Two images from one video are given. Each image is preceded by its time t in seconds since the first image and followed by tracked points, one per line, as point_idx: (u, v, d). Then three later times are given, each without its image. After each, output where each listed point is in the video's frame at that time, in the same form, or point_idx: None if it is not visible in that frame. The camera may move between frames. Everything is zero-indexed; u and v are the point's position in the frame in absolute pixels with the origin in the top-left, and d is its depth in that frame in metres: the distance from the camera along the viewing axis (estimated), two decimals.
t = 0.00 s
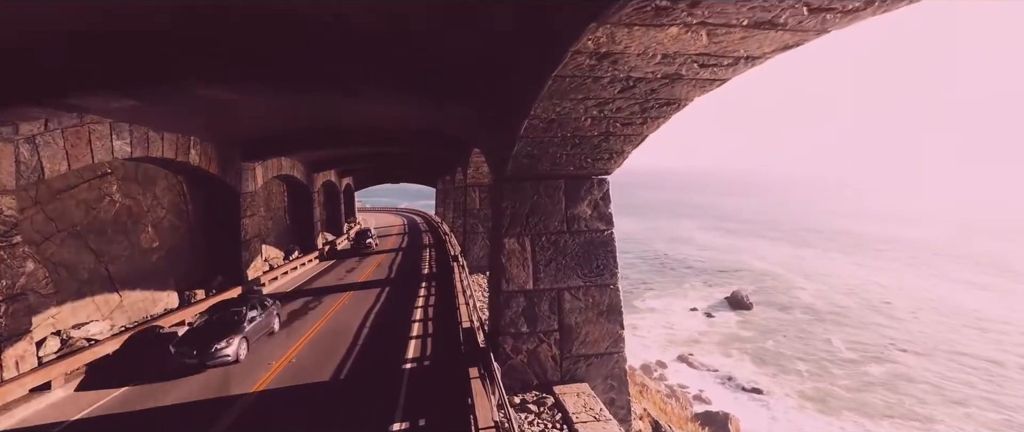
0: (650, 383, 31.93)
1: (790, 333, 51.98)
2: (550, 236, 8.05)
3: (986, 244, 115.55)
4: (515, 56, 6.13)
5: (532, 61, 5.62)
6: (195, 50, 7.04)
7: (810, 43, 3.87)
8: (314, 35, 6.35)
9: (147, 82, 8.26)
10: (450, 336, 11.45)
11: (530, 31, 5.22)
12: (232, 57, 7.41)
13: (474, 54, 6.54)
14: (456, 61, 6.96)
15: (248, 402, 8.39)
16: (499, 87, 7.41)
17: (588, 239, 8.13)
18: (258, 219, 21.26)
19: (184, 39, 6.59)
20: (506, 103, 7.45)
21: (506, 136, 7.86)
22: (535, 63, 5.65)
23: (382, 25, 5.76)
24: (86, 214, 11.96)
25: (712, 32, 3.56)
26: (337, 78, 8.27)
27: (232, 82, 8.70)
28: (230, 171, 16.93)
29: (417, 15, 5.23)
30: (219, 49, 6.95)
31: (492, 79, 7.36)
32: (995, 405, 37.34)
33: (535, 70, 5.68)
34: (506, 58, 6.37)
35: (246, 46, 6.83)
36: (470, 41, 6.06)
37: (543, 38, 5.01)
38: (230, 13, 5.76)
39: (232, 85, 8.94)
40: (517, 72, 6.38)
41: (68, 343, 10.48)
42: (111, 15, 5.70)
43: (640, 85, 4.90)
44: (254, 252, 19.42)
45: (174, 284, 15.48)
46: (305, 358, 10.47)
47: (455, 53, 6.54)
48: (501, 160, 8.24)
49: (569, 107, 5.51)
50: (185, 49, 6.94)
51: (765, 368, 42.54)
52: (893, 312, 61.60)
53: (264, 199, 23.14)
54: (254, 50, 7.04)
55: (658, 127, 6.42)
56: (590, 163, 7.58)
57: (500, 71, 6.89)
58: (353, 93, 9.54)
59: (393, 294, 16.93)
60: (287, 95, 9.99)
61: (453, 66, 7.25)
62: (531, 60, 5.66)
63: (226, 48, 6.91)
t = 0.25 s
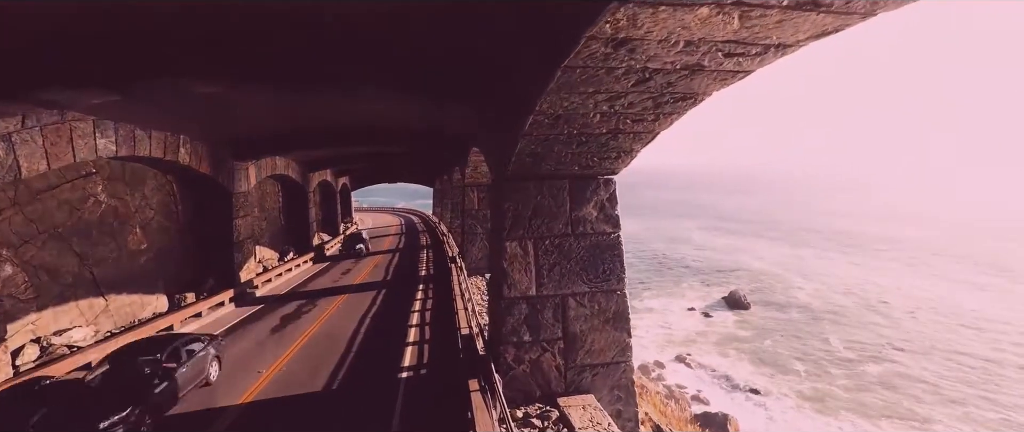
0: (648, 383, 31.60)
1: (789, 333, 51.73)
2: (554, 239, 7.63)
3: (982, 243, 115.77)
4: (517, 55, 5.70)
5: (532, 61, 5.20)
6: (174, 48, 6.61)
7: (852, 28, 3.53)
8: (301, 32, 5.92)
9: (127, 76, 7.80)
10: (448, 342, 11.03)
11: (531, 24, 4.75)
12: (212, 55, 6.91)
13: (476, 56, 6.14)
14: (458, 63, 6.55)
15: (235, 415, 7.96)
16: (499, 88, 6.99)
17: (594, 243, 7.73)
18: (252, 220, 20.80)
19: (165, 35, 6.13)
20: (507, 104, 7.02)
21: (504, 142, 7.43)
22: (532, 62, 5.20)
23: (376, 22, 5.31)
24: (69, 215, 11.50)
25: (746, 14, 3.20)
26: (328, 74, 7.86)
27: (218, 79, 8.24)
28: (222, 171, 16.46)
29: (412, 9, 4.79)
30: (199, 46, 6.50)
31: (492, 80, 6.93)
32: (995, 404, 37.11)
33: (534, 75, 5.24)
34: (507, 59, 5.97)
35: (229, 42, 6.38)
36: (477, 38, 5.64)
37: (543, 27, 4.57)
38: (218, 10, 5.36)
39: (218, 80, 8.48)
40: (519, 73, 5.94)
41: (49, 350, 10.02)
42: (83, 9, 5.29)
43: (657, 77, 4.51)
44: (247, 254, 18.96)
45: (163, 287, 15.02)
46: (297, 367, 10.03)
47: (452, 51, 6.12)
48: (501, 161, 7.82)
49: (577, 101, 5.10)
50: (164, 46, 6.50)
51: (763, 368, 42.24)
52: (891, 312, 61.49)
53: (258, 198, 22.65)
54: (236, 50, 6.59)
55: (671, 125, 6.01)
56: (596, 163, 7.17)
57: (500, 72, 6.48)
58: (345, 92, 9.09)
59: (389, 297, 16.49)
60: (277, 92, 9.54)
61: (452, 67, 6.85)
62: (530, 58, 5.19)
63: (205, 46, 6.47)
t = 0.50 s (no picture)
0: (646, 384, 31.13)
1: (788, 332, 51.39)
2: (561, 245, 7.12)
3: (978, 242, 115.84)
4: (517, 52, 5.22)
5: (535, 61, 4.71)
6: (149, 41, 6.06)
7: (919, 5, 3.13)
8: (285, 28, 5.41)
9: (101, 69, 7.24)
10: (446, 352, 10.51)
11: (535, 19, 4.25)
12: (191, 49, 6.38)
13: (471, 55, 5.63)
14: (453, 61, 6.05)
15: None
16: (501, 85, 6.50)
17: (604, 248, 7.23)
18: (243, 222, 20.22)
19: (140, 29, 5.63)
20: (508, 103, 6.52)
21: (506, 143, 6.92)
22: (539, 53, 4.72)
23: (364, 19, 4.81)
24: (47, 218, 10.92)
25: None
26: (316, 71, 7.32)
27: (199, 73, 7.69)
28: (212, 172, 15.90)
29: (405, 3, 4.29)
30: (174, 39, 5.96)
31: (492, 77, 6.43)
32: (996, 403, 36.79)
33: (538, 76, 4.74)
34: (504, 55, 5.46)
35: (208, 36, 5.84)
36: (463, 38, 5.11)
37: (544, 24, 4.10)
38: (201, 3, 4.84)
39: (201, 76, 7.93)
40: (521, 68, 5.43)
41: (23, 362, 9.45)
42: None
43: (686, 63, 4.03)
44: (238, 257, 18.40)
45: (150, 292, 14.44)
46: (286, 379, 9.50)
47: (451, 51, 5.61)
48: (503, 164, 7.33)
49: (592, 93, 4.60)
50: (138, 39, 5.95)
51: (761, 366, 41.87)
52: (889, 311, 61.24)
53: (250, 200, 22.06)
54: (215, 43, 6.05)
55: (691, 121, 5.53)
56: (606, 163, 6.68)
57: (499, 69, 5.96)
58: (337, 89, 8.56)
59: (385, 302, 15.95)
60: (264, 89, 8.99)
61: (447, 66, 6.34)
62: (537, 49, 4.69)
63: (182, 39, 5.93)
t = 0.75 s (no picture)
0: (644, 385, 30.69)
1: (787, 332, 51.09)
2: (569, 250, 6.64)
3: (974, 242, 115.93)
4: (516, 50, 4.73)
5: (538, 58, 4.28)
6: (123, 31, 5.56)
7: None
8: (272, 18, 4.94)
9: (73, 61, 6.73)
10: (445, 362, 10.02)
11: (521, 17, 3.76)
12: (170, 41, 5.87)
13: (472, 52, 5.16)
14: (454, 59, 5.58)
15: None
16: (503, 84, 6.02)
17: (614, 255, 6.77)
18: (235, 223, 19.66)
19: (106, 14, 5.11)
20: (513, 101, 6.06)
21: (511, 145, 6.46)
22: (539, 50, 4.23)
23: (355, 11, 4.35)
24: (24, 219, 10.37)
25: None
26: (303, 67, 6.83)
27: (181, 68, 7.17)
28: (202, 172, 15.36)
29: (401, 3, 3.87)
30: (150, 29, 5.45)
31: (493, 76, 5.94)
32: (996, 403, 36.46)
33: (545, 73, 4.28)
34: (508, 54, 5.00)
35: (190, 28, 5.39)
36: (465, 37, 4.65)
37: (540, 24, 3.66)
38: None
39: (185, 71, 7.42)
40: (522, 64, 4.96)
41: None
42: None
43: (722, 45, 3.60)
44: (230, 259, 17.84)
45: (136, 296, 13.88)
46: (277, 391, 9.03)
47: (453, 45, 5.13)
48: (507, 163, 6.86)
49: (610, 86, 4.14)
50: (110, 29, 5.45)
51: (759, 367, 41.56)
52: (887, 310, 61.05)
53: (242, 200, 21.50)
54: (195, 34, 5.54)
55: (714, 118, 5.08)
56: (618, 164, 6.22)
57: (500, 67, 5.49)
58: (329, 87, 8.07)
59: (381, 306, 15.44)
60: (253, 86, 8.49)
61: (445, 64, 5.86)
62: (537, 43, 4.21)
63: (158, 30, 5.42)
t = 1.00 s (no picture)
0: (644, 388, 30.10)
1: (787, 332, 50.65)
2: (582, 259, 6.06)
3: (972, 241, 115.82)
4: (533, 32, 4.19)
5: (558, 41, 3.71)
6: (82, 17, 4.97)
7: None
8: None
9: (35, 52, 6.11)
10: (445, 376, 9.43)
11: None
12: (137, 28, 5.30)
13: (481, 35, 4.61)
14: (459, 45, 5.02)
15: None
16: (512, 77, 5.46)
17: (631, 264, 6.19)
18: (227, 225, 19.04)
19: None
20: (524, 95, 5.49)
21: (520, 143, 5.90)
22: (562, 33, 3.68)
23: None
24: None
25: None
26: (289, 59, 6.23)
27: (157, 60, 6.58)
28: (190, 172, 14.71)
29: None
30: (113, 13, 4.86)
31: (503, 65, 5.39)
32: (995, 401, 35.97)
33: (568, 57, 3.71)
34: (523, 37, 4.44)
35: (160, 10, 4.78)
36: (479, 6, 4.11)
37: None
38: None
39: (161, 64, 6.82)
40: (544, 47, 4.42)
41: None
42: None
43: (779, 26, 3.05)
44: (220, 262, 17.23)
45: (120, 302, 13.25)
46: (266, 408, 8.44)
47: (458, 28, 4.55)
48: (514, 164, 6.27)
49: (642, 74, 3.57)
50: (67, 13, 4.86)
51: (755, 366, 41.19)
52: (887, 310, 60.65)
53: (235, 201, 20.86)
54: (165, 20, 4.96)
55: (750, 113, 4.50)
56: (637, 165, 5.64)
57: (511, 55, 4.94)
58: (320, 83, 7.47)
59: (378, 312, 14.82)
60: (238, 81, 7.90)
61: (449, 53, 5.30)
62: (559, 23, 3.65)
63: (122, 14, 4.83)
